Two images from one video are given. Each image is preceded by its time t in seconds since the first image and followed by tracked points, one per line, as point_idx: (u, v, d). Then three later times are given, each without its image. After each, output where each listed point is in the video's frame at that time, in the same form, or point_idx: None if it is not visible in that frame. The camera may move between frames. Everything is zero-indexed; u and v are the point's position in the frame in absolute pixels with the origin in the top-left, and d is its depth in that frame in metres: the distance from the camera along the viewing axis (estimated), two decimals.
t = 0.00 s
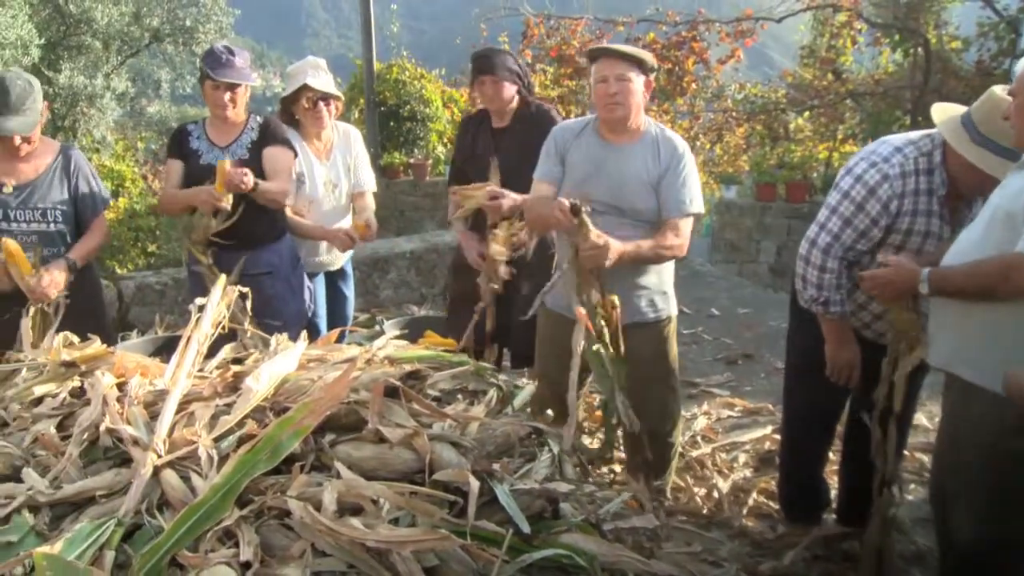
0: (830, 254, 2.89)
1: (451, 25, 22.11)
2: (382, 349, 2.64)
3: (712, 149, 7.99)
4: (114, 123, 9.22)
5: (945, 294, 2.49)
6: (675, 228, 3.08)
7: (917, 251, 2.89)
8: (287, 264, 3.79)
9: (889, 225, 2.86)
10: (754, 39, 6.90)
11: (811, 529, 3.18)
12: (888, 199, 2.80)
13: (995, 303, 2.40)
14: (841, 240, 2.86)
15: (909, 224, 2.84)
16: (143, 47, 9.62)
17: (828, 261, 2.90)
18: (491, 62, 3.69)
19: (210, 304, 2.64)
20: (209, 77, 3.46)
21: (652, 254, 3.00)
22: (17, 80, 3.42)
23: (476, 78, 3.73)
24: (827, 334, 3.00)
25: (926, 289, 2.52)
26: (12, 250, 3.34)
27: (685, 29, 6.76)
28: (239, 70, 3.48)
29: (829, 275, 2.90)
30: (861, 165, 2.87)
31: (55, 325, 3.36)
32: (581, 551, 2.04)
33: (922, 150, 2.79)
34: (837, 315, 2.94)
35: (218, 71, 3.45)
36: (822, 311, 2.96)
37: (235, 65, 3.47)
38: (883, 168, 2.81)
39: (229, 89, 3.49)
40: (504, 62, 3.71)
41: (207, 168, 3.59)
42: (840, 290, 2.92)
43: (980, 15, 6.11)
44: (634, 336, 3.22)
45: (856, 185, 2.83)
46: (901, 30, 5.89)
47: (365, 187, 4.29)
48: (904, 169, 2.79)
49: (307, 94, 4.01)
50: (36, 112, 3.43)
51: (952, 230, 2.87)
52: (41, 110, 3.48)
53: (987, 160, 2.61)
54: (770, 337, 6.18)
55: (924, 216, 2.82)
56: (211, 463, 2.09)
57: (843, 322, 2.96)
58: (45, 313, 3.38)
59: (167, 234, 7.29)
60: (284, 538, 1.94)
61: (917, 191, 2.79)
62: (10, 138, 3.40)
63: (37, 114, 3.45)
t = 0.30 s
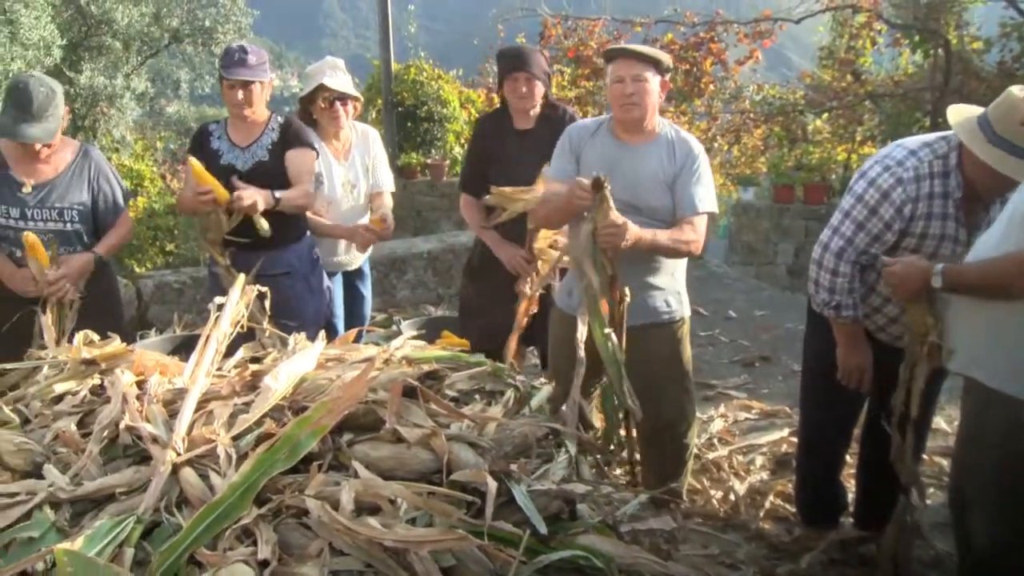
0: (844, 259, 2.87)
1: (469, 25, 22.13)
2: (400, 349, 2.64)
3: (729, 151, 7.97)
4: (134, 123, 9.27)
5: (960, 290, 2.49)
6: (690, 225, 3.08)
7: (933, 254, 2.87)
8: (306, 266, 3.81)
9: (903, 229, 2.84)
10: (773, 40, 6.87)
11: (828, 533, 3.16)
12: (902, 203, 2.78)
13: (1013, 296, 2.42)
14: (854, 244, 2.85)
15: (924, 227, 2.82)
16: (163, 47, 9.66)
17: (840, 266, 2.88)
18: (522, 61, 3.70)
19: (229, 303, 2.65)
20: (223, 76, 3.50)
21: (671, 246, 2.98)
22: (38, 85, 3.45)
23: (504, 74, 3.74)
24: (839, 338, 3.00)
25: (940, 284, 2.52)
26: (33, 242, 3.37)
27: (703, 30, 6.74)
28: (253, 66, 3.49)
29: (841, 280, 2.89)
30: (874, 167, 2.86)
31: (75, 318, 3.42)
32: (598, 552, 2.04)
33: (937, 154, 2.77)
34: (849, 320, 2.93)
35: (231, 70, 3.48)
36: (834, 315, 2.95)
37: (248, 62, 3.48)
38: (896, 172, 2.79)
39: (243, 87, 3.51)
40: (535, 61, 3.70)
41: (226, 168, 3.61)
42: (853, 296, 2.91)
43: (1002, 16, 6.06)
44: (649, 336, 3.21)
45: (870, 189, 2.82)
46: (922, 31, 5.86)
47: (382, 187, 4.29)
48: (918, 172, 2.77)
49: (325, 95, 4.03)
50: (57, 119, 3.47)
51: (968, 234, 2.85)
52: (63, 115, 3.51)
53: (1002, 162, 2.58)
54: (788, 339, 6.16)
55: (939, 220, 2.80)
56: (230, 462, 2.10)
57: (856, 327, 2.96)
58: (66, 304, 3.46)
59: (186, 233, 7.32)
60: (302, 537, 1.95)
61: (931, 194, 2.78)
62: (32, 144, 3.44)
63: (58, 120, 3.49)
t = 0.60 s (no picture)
0: (861, 261, 2.88)
1: (486, 26, 22.14)
2: (417, 349, 2.64)
3: (746, 152, 7.94)
4: (152, 122, 9.31)
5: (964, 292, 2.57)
6: (701, 228, 3.12)
7: (951, 259, 2.85)
8: (324, 269, 3.81)
9: (921, 233, 2.82)
10: (791, 41, 6.83)
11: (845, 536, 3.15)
12: (922, 207, 2.76)
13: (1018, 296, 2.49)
14: (872, 246, 2.85)
15: (943, 232, 2.80)
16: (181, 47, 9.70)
17: (857, 267, 2.89)
18: (559, 65, 3.61)
19: (247, 301, 2.65)
20: (242, 72, 3.52)
21: (685, 259, 3.08)
22: (62, 84, 3.47)
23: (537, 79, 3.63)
24: (853, 339, 3.00)
25: (943, 286, 2.59)
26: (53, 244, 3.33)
27: (720, 31, 6.71)
28: (267, 66, 3.50)
29: (858, 281, 2.90)
30: (894, 170, 2.84)
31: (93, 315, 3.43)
32: (616, 553, 2.04)
33: (961, 158, 2.73)
34: (864, 321, 2.94)
35: (248, 67, 3.51)
36: (849, 316, 2.96)
37: (264, 62, 3.50)
38: (917, 176, 2.77)
39: (260, 88, 3.52)
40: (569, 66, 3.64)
41: (246, 169, 3.64)
42: (869, 298, 2.92)
43: None
44: (656, 335, 3.21)
45: (890, 192, 2.80)
46: (943, 32, 5.80)
47: (400, 187, 4.32)
48: (940, 176, 2.75)
49: (344, 97, 4.04)
50: (79, 118, 3.49)
51: (987, 239, 2.83)
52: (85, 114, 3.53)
53: None
54: (805, 341, 6.14)
55: (958, 225, 2.78)
56: (248, 461, 2.11)
57: (870, 329, 2.96)
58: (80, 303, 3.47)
59: (204, 232, 7.34)
60: (319, 536, 1.95)
61: (952, 199, 2.75)
62: (55, 143, 3.46)
63: (80, 119, 3.51)
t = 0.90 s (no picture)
0: (881, 262, 2.85)
1: (501, 27, 22.17)
2: (433, 349, 2.64)
3: (762, 154, 7.92)
4: (169, 122, 9.34)
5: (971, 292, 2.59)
6: (714, 231, 3.13)
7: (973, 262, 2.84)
8: (337, 272, 3.82)
9: (943, 234, 2.81)
10: (808, 42, 6.81)
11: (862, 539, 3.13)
12: (945, 208, 2.75)
13: None
14: (893, 246, 2.82)
15: (965, 234, 2.79)
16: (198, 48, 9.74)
17: (876, 267, 2.87)
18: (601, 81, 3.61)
19: (263, 301, 2.67)
20: (263, 71, 3.57)
21: (699, 266, 3.06)
22: (77, 93, 3.52)
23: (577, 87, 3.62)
24: (865, 340, 3.00)
25: (944, 290, 2.60)
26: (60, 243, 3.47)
27: (736, 32, 6.69)
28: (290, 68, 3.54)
29: (876, 281, 2.88)
30: (918, 173, 2.82)
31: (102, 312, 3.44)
32: (630, 555, 2.04)
33: (987, 161, 2.73)
34: (879, 322, 2.94)
35: (269, 66, 3.56)
36: (864, 316, 2.96)
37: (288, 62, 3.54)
38: (941, 177, 2.76)
39: (286, 88, 3.58)
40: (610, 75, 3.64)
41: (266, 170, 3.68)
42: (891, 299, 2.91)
43: None
44: (667, 337, 3.20)
45: (913, 193, 2.79)
46: (961, 32, 5.77)
47: (416, 187, 4.34)
48: (964, 179, 2.74)
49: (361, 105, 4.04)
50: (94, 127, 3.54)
51: (1010, 244, 2.81)
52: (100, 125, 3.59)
53: None
54: (820, 343, 6.12)
55: (981, 228, 2.77)
56: (263, 460, 2.11)
57: (885, 331, 2.96)
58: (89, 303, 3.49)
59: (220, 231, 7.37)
60: (334, 536, 1.96)
61: (976, 201, 2.74)
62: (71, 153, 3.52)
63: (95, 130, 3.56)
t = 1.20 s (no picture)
0: (902, 266, 2.85)
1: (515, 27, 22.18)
2: (447, 350, 2.65)
3: (776, 156, 7.90)
4: (185, 122, 9.38)
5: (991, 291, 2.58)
6: (729, 233, 3.13)
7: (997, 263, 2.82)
8: (351, 274, 3.82)
9: (967, 237, 2.79)
10: (823, 43, 6.78)
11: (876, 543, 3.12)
12: (968, 211, 2.74)
13: None
14: (917, 251, 2.81)
15: (990, 236, 2.78)
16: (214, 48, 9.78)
17: (899, 273, 2.86)
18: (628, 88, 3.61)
19: (278, 301, 2.68)
20: (285, 71, 3.61)
21: (716, 268, 3.05)
22: (92, 91, 3.54)
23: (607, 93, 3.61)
24: (887, 345, 2.98)
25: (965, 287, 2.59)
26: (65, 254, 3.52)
27: (751, 33, 6.67)
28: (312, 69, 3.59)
29: (899, 287, 2.88)
30: (939, 176, 2.79)
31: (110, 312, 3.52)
32: (645, 556, 2.04)
33: (1008, 162, 2.72)
34: (900, 327, 2.93)
35: (293, 66, 3.60)
36: (886, 321, 2.95)
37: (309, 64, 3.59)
38: (963, 179, 2.74)
39: (307, 88, 3.61)
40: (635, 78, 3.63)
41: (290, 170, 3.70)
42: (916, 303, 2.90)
43: None
44: (683, 339, 3.19)
45: (934, 196, 2.77)
46: (979, 33, 5.73)
47: (431, 188, 4.38)
48: (987, 180, 2.72)
49: (381, 111, 4.04)
50: (109, 125, 3.54)
51: None
52: (116, 124, 3.59)
53: None
54: (835, 345, 6.10)
55: (1006, 229, 2.76)
56: (278, 460, 2.12)
57: (908, 335, 2.94)
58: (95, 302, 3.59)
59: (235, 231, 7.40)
60: (348, 536, 1.96)
61: (999, 203, 2.73)
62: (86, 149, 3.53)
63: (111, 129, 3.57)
